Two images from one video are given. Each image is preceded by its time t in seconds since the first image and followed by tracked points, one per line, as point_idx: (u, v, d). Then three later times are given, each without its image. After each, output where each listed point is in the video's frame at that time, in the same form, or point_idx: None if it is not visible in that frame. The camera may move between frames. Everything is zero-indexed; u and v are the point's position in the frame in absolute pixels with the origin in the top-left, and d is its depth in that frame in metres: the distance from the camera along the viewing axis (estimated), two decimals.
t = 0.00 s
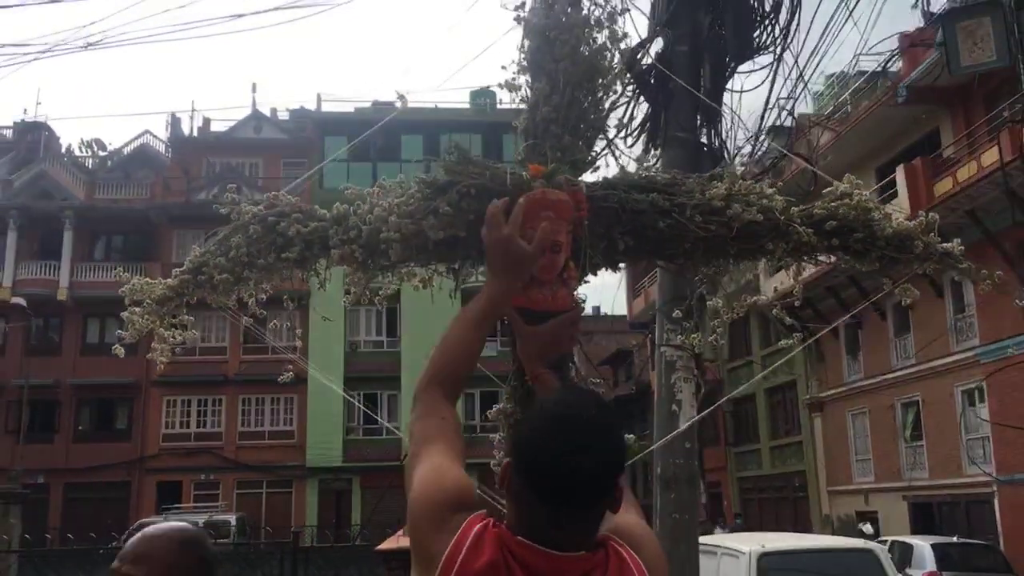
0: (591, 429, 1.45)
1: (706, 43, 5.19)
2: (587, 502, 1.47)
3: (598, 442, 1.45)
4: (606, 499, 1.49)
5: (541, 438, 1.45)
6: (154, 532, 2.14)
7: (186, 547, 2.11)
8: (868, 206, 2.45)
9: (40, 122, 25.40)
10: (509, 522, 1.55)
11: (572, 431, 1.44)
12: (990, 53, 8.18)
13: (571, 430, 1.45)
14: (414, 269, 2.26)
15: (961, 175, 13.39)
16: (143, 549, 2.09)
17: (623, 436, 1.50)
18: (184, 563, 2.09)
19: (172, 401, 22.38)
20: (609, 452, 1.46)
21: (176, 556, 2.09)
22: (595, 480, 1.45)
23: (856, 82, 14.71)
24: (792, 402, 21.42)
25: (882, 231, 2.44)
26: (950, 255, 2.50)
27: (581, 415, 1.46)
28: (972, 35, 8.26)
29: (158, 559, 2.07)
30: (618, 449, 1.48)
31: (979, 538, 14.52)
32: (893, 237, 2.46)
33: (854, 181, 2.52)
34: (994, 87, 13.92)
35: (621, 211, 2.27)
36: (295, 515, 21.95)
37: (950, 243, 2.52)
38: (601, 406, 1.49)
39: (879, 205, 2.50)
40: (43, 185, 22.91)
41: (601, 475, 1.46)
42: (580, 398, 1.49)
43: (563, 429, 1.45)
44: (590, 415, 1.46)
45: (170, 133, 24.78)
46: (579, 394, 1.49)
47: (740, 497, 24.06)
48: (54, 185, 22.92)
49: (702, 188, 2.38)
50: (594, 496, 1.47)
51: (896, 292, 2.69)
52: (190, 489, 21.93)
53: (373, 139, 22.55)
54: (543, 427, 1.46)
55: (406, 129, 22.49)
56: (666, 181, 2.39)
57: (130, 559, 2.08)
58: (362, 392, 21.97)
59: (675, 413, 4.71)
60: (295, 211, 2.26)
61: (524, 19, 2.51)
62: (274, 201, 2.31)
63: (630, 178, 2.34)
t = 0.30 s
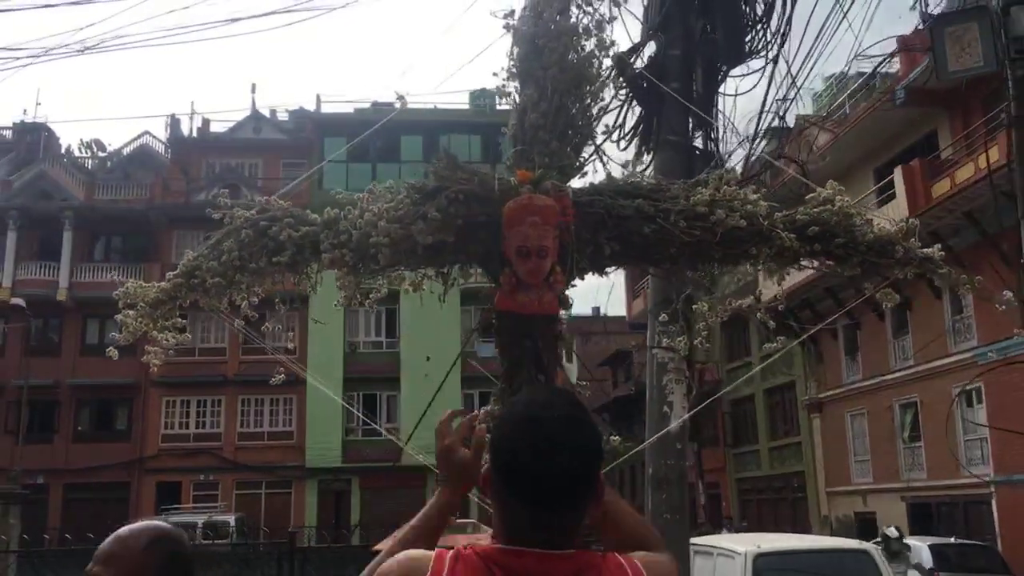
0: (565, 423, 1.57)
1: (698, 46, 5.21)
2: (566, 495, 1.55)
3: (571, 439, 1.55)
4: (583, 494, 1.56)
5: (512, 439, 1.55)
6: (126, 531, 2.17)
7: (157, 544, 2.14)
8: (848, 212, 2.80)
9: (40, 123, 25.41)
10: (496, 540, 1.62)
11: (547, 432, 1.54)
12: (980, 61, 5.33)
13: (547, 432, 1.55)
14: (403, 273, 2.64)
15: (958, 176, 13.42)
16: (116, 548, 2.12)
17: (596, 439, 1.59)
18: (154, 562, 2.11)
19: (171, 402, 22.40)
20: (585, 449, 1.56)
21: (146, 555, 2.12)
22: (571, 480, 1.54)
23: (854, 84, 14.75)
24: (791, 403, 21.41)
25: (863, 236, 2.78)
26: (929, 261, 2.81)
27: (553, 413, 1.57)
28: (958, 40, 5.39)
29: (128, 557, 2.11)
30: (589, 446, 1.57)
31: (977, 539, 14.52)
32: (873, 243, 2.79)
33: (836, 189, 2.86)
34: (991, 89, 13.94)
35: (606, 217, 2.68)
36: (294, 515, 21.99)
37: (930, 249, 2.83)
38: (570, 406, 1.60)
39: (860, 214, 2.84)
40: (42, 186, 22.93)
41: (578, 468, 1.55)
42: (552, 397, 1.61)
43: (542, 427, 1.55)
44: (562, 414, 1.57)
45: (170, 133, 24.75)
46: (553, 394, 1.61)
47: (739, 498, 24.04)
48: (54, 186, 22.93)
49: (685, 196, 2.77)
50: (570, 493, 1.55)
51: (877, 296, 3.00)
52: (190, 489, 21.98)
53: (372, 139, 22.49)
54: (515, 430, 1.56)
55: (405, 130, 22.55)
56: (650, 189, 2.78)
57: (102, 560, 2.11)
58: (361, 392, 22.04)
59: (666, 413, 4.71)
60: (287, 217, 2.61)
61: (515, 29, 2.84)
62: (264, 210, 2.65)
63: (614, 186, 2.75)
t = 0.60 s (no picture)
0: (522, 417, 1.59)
1: (693, 46, 5.21)
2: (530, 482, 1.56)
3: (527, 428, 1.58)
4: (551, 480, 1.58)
5: (482, 434, 1.58)
6: (113, 531, 2.18)
7: (145, 543, 2.15)
8: (836, 211, 2.81)
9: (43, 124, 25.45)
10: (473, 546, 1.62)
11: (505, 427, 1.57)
12: (974, 60, 5.05)
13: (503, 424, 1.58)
14: (392, 270, 2.69)
15: (961, 176, 13.40)
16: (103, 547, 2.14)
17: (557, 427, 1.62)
18: (142, 561, 2.12)
19: (175, 402, 22.43)
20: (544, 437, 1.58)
21: (134, 554, 2.13)
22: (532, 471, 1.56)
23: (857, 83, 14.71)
24: (794, 402, 21.41)
25: (850, 235, 2.80)
26: (917, 259, 2.82)
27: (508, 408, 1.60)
28: (951, 40, 5.10)
29: (117, 555, 2.12)
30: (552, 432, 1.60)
31: (980, 540, 14.47)
32: (860, 240, 2.80)
33: (823, 187, 2.87)
34: (993, 88, 13.88)
35: (595, 215, 2.71)
36: (297, 515, 22.01)
37: (920, 248, 2.84)
38: (531, 400, 1.63)
39: (849, 213, 2.86)
40: (46, 187, 22.98)
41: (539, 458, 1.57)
42: (507, 395, 1.64)
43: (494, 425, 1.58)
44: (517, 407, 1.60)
45: (173, 134, 24.79)
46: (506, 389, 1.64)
47: (742, 498, 24.03)
48: (57, 187, 22.96)
49: (675, 194, 2.79)
50: (538, 486, 1.56)
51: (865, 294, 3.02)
52: (193, 490, 21.99)
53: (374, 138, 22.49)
54: (477, 427, 1.60)
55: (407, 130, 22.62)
56: (639, 187, 2.80)
57: (91, 561, 2.13)
58: (364, 392, 22.05)
59: (661, 411, 4.73)
60: (277, 216, 2.64)
61: (505, 28, 2.84)
62: (256, 207, 2.69)
63: (603, 185, 2.78)
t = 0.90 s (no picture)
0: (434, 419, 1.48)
1: (697, 45, 5.21)
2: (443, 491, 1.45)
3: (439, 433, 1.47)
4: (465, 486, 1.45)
5: (397, 436, 1.49)
6: (116, 531, 2.20)
7: (148, 542, 2.18)
8: (836, 210, 2.82)
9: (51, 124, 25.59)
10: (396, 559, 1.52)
11: (417, 429, 1.47)
12: (976, 61, 5.02)
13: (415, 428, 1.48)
14: (394, 271, 2.72)
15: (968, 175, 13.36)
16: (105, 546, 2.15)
17: (481, 425, 1.49)
18: (147, 561, 2.14)
19: (182, 401, 22.52)
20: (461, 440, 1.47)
21: (138, 555, 2.15)
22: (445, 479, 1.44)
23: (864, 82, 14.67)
24: (800, 401, 21.39)
25: (851, 234, 2.80)
26: (918, 258, 2.83)
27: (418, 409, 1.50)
28: (953, 39, 5.07)
29: (119, 554, 2.14)
30: (473, 433, 1.48)
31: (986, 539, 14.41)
32: (861, 240, 2.81)
33: (823, 187, 2.87)
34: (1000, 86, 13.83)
35: (595, 215, 2.73)
36: (304, 513, 22.05)
37: (920, 247, 2.84)
38: (454, 395, 1.53)
39: (849, 213, 2.86)
40: (54, 187, 23.07)
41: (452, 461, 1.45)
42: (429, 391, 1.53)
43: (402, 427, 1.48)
44: (436, 408, 1.50)
45: (179, 134, 24.88)
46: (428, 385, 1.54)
47: (749, 497, 24.02)
48: (64, 187, 23.04)
49: (675, 194, 2.80)
50: (454, 491, 1.45)
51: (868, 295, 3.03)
52: (200, 488, 22.05)
53: (379, 139, 22.54)
54: (391, 429, 1.50)
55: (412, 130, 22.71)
56: (640, 187, 2.82)
57: (93, 561, 2.14)
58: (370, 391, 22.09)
59: (665, 410, 4.74)
60: (281, 217, 2.66)
61: (506, 30, 2.87)
62: (259, 208, 2.72)
63: (605, 186, 2.80)
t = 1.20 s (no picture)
0: (349, 371, 1.31)
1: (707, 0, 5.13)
2: (357, 449, 1.30)
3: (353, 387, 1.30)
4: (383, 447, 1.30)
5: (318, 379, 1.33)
6: (143, 504, 2.31)
7: (169, 501, 2.32)
8: (850, 167, 2.79)
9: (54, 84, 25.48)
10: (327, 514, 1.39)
11: (340, 371, 1.31)
12: (992, 14, 4.94)
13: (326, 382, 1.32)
14: (403, 231, 2.72)
15: (978, 132, 13.21)
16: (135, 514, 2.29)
17: (403, 373, 1.32)
18: (186, 520, 2.34)
19: (190, 359, 22.69)
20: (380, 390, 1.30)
21: (178, 518, 2.33)
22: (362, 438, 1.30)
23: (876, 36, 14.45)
24: (806, 360, 21.45)
25: (864, 191, 2.78)
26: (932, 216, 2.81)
27: (331, 360, 1.33)
28: None
29: (148, 520, 2.29)
30: (393, 384, 1.31)
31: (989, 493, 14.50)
32: (874, 197, 2.78)
33: (837, 143, 2.84)
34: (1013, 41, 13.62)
35: (605, 174, 2.71)
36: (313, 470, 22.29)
37: (934, 205, 2.82)
38: (387, 332, 1.36)
39: (861, 170, 2.83)
40: (58, 147, 23.02)
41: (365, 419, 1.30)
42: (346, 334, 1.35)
43: (314, 380, 1.33)
44: (358, 347, 1.34)
45: (183, 93, 24.74)
46: (350, 327, 1.37)
47: (754, 453, 24.20)
48: (68, 146, 22.99)
49: (687, 151, 2.78)
50: (380, 441, 1.30)
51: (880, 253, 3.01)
52: (210, 446, 22.28)
53: (384, 98, 22.37)
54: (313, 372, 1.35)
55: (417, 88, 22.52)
56: (651, 146, 2.80)
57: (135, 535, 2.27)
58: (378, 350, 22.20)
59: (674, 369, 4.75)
60: (289, 176, 2.66)
61: None
62: (267, 167, 2.71)
63: (615, 145, 2.78)
